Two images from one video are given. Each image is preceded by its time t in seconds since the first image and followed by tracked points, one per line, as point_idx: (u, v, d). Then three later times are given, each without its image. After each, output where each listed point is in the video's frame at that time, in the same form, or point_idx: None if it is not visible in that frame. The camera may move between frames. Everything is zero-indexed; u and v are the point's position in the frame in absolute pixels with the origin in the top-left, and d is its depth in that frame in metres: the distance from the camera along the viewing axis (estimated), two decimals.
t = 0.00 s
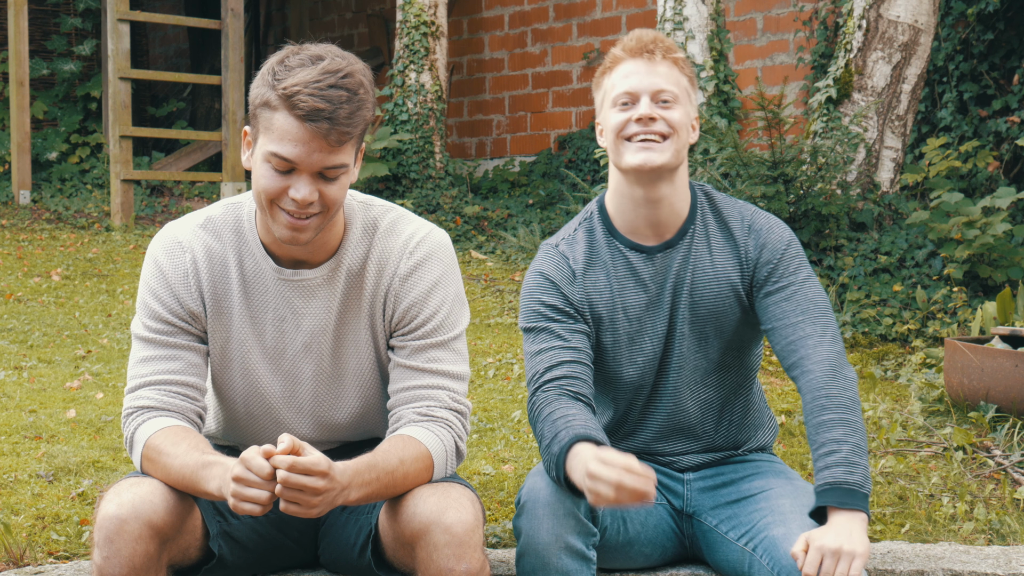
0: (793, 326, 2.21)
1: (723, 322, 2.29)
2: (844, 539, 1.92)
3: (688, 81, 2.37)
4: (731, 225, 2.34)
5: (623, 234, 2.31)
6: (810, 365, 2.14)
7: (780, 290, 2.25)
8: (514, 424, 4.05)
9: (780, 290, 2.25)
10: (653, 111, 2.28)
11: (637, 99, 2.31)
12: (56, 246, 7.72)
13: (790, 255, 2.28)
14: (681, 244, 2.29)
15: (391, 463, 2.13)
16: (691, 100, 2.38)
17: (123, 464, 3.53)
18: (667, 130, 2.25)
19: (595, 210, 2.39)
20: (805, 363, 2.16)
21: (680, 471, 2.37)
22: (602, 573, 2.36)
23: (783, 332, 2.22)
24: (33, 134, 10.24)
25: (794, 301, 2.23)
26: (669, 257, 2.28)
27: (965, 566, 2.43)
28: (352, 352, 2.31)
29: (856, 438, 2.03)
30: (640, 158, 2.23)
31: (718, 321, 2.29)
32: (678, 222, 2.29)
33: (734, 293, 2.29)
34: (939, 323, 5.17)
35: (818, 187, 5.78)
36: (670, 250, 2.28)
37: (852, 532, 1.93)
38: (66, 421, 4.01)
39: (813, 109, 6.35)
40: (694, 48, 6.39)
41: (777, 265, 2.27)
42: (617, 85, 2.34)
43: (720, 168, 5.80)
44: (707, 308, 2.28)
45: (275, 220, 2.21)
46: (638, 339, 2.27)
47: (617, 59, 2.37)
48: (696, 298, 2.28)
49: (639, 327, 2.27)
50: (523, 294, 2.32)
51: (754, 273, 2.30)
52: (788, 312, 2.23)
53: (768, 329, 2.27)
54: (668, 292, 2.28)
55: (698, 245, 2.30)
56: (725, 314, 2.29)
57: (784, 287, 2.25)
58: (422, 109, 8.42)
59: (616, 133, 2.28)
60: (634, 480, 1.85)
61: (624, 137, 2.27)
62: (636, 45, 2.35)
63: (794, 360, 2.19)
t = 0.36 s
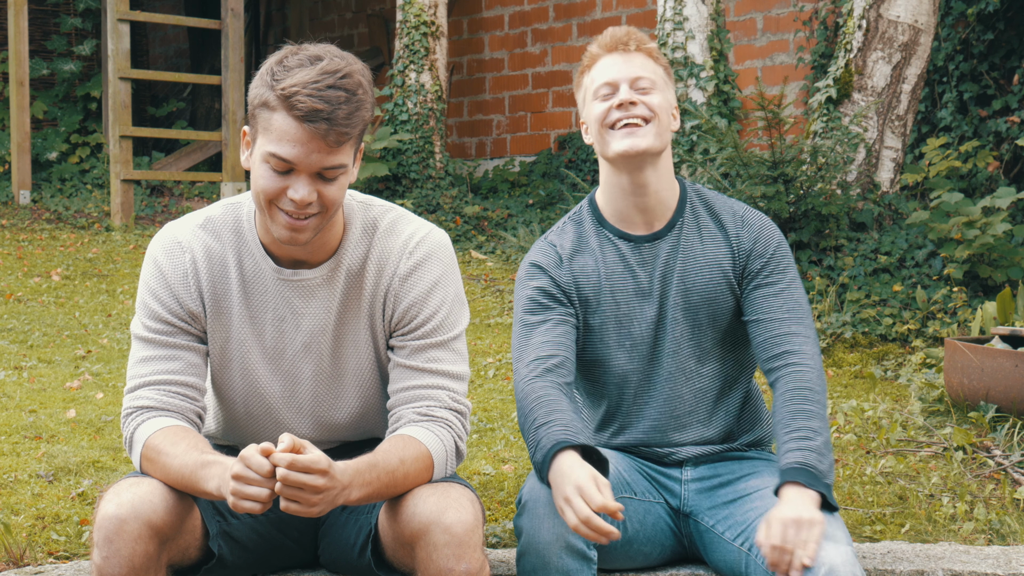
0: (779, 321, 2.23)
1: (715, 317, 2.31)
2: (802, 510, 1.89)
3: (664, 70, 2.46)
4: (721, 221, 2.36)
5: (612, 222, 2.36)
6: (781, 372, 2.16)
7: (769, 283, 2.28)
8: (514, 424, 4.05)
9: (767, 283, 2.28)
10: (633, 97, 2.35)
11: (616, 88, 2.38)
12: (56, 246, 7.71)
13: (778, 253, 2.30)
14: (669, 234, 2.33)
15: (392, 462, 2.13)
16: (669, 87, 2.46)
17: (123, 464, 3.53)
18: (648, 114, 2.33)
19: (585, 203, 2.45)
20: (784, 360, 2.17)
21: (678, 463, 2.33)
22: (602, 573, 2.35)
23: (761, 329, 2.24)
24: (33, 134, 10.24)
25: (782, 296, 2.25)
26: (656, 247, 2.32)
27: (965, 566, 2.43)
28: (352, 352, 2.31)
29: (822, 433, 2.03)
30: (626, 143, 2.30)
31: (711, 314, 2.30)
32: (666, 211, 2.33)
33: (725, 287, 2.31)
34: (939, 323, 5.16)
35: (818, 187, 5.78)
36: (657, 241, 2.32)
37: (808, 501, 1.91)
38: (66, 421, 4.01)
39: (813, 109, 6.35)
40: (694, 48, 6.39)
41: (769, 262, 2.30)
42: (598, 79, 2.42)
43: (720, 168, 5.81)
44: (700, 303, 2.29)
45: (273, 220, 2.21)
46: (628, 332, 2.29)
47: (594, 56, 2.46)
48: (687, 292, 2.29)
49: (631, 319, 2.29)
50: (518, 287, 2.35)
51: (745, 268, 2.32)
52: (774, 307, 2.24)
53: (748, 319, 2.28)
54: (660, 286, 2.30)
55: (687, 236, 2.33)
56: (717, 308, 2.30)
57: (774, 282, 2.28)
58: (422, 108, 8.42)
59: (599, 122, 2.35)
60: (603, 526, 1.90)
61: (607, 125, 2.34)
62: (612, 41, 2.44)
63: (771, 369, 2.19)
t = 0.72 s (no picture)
0: (772, 315, 2.25)
1: (715, 315, 2.31)
2: (773, 472, 2.00)
3: (655, 84, 2.51)
4: (719, 224, 2.38)
5: (607, 226, 2.40)
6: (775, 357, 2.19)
7: (762, 279, 2.30)
8: (514, 424, 4.05)
9: (763, 280, 2.29)
10: (633, 117, 2.39)
11: (614, 108, 2.42)
12: (56, 246, 7.72)
13: (772, 255, 2.33)
14: (665, 236, 2.36)
15: (392, 463, 2.12)
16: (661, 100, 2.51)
17: (123, 464, 3.53)
18: (647, 131, 2.38)
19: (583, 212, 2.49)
20: (778, 347, 2.20)
21: (675, 453, 2.27)
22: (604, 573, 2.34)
23: (758, 323, 2.26)
24: (32, 134, 10.24)
25: (776, 291, 2.28)
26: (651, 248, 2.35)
27: (965, 566, 2.43)
28: (352, 353, 2.31)
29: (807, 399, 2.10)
30: (629, 161, 2.35)
31: (712, 313, 2.31)
32: (662, 217, 2.37)
33: (723, 286, 2.32)
34: (939, 323, 5.16)
35: (818, 187, 5.78)
36: (652, 241, 2.35)
37: (779, 465, 2.01)
38: (67, 421, 4.01)
39: (813, 109, 6.35)
40: (694, 49, 6.39)
41: (763, 262, 2.32)
42: (595, 99, 2.46)
43: (720, 167, 5.81)
44: (699, 303, 2.30)
45: (273, 222, 2.21)
46: (627, 331, 2.30)
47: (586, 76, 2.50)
48: (687, 291, 2.31)
49: (630, 318, 2.30)
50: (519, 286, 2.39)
51: (739, 264, 2.33)
52: (768, 301, 2.27)
53: (744, 315, 2.29)
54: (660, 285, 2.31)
55: (681, 235, 2.36)
56: (716, 306, 2.31)
57: (767, 276, 2.30)
58: (422, 109, 8.42)
59: (601, 141, 2.40)
60: (588, 503, 2.05)
61: (609, 143, 2.39)
62: (603, 63, 2.49)
63: (762, 350, 2.23)
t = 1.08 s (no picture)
0: (781, 307, 2.28)
1: (721, 313, 2.32)
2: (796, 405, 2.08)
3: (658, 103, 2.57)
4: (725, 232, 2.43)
5: (616, 235, 2.42)
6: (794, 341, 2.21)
7: (768, 276, 2.34)
8: (514, 424, 4.05)
9: (772, 278, 2.34)
10: (638, 133, 2.45)
11: (621, 127, 2.48)
12: (56, 246, 7.71)
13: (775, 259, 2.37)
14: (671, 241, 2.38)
15: (392, 463, 2.12)
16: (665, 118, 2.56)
17: (123, 464, 3.53)
18: (652, 147, 2.43)
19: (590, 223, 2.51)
20: (798, 326, 2.24)
21: (674, 441, 2.26)
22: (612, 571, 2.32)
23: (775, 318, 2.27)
24: (32, 134, 10.24)
25: (783, 286, 2.32)
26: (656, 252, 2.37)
27: (965, 566, 2.43)
28: (351, 352, 2.31)
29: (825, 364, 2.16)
30: (638, 177, 2.39)
31: (717, 313, 2.32)
32: (669, 223, 2.40)
33: (730, 289, 2.34)
34: (939, 323, 5.16)
35: (818, 187, 5.78)
36: (658, 246, 2.37)
37: (801, 401, 2.08)
38: (66, 421, 4.01)
39: (813, 109, 6.35)
40: (694, 48, 6.39)
41: (767, 262, 2.36)
42: (601, 118, 2.51)
43: (720, 167, 5.81)
44: (704, 303, 2.31)
45: (272, 224, 2.21)
46: (633, 330, 2.30)
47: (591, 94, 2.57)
48: (691, 291, 2.32)
49: (635, 317, 2.30)
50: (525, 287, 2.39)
51: (745, 266, 2.37)
52: (778, 295, 2.30)
53: (755, 313, 2.32)
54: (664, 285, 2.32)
55: (688, 239, 2.40)
56: (721, 307, 2.32)
57: (773, 274, 2.34)
58: (422, 108, 8.42)
59: (609, 159, 2.44)
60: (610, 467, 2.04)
61: (618, 161, 2.44)
62: (606, 83, 2.55)
63: (779, 337, 2.25)
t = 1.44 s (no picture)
0: (789, 318, 2.29)
1: (726, 315, 2.31)
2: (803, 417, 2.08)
3: (676, 98, 2.54)
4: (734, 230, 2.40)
5: (623, 230, 2.41)
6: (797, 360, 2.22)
7: (778, 283, 2.33)
8: (514, 424, 4.05)
9: (782, 284, 2.32)
10: (653, 124, 2.42)
11: (636, 117, 2.45)
12: (56, 246, 7.71)
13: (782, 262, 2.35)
14: (677, 237, 2.37)
15: (391, 464, 2.12)
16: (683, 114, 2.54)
17: (123, 464, 3.53)
18: (666, 139, 2.40)
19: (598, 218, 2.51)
20: (806, 344, 2.25)
21: (678, 439, 2.26)
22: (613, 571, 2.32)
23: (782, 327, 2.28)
24: (32, 134, 10.23)
25: (792, 294, 2.31)
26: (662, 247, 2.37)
27: (965, 566, 2.43)
28: (351, 352, 2.31)
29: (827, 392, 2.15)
30: (647, 167, 2.37)
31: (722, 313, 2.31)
32: (676, 219, 2.38)
33: (736, 289, 2.33)
34: (939, 323, 5.16)
35: (818, 187, 5.78)
36: (664, 242, 2.37)
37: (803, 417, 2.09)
38: (66, 421, 4.01)
39: (813, 109, 6.34)
40: (694, 48, 6.39)
41: (778, 267, 2.34)
42: (617, 107, 2.49)
43: (720, 167, 5.81)
44: (708, 304, 2.30)
45: (274, 222, 2.21)
46: (636, 330, 2.30)
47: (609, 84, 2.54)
48: (695, 291, 2.31)
49: (638, 317, 2.30)
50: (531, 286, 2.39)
51: (754, 268, 2.35)
52: (786, 304, 2.30)
53: (764, 319, 2.32)
54: (668, 285, 2.32)
55: (695, 238, 2.38)
56: (725, 307, 2.31)
57: (783, 281, 2.33)
58: (422, 109, 8.42)
59: (621, 147, 2.42)
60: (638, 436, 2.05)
61: (630, 151, 2.41)
62: (627, 73, 2.52)
63: (785, 352, 2.26)
